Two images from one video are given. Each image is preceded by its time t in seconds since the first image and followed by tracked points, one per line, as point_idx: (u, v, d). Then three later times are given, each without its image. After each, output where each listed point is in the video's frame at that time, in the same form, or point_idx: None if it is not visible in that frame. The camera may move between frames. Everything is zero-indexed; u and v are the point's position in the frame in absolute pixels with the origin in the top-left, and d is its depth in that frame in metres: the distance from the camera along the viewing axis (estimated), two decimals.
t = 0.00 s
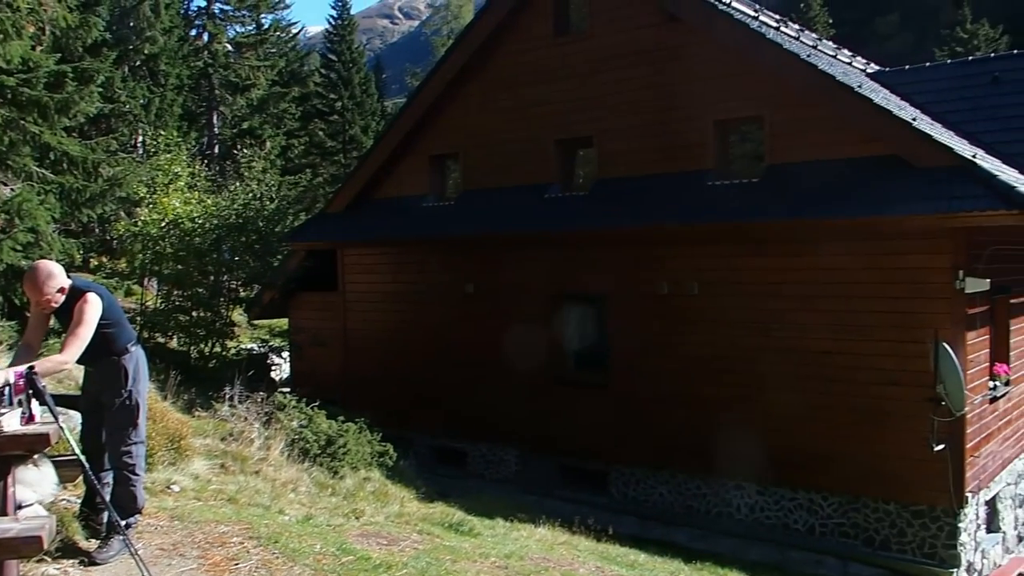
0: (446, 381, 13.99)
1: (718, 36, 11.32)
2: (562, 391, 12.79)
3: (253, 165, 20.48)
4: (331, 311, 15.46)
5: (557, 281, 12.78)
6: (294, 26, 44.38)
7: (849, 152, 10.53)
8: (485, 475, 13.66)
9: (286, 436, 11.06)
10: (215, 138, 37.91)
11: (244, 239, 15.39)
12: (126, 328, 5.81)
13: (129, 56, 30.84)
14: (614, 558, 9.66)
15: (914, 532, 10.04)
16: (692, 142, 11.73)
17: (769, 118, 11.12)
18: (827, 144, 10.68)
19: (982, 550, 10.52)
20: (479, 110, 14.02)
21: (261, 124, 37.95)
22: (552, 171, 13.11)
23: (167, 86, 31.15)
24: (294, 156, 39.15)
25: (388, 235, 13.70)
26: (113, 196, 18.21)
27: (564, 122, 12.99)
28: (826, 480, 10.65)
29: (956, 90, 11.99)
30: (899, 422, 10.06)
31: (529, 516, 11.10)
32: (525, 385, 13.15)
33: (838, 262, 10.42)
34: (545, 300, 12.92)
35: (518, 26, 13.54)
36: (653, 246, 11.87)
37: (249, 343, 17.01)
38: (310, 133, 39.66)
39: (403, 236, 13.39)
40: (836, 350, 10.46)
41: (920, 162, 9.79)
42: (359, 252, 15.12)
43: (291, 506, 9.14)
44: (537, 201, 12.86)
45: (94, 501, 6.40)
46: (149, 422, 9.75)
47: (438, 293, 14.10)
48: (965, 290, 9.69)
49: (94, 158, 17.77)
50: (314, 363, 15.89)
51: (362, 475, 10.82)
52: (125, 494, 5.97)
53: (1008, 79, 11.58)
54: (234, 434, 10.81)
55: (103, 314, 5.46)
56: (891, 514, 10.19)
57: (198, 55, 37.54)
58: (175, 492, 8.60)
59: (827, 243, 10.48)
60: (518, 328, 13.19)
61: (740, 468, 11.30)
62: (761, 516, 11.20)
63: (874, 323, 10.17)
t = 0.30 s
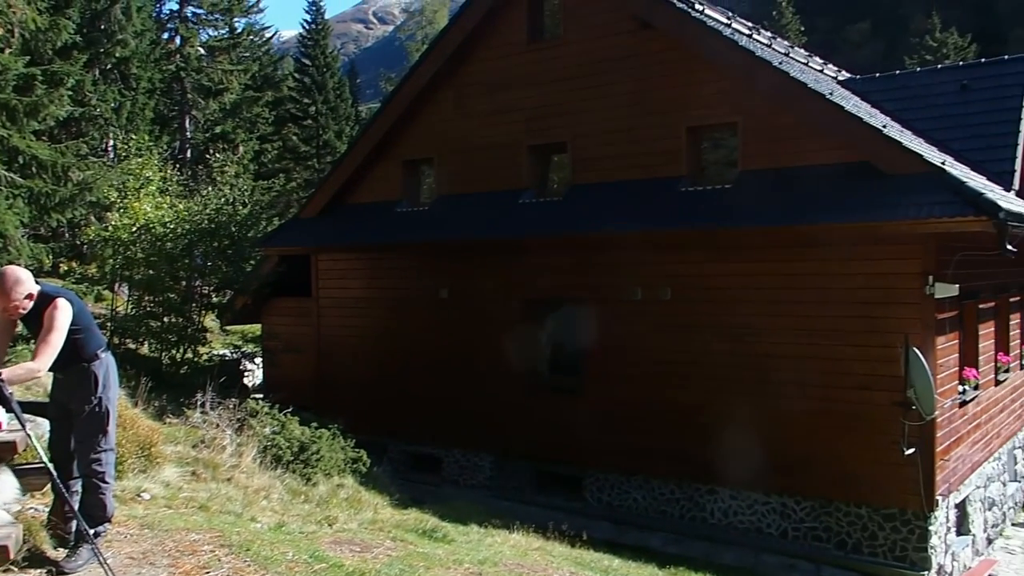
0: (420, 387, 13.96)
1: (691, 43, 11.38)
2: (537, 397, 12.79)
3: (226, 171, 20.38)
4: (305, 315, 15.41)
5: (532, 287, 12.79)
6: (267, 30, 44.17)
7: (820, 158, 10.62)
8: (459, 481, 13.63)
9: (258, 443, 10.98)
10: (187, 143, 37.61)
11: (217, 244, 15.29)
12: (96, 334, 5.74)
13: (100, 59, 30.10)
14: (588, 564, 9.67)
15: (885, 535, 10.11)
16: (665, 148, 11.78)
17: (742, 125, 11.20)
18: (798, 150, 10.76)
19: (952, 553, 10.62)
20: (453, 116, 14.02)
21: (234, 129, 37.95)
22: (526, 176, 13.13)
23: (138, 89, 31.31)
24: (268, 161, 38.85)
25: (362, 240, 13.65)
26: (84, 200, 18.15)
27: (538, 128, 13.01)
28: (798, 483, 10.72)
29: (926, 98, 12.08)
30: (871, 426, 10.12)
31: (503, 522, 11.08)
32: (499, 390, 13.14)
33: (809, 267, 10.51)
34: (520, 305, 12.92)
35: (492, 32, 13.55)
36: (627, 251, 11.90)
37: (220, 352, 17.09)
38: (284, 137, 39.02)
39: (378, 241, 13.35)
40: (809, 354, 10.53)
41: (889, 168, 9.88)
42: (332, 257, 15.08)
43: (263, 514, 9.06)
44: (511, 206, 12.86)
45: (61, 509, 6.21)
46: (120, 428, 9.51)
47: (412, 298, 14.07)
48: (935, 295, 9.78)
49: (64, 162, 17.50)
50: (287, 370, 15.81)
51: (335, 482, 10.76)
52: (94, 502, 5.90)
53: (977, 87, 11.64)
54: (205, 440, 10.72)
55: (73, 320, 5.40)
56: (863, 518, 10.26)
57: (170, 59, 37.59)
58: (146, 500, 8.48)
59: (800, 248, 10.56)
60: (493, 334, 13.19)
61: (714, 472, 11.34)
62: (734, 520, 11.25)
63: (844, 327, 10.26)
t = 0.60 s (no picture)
0: (400, 393, 13.93)
1: (670, 50, 11.44)
2: (517, 403, 12.79)
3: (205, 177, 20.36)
4: (284, 321, 15.35)
5: (512, 293, 12.80)
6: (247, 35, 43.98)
7: (798, 164, 10.70)
8: (440, 487, 13.60)
9: (237, 450, 10.91)
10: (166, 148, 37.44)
11: (196, 249, 15.13)
12: (72, 341, 5.67)
13: (77, 64, 29.81)
14: (569, 569, 9.66)
15: (864, 539, 10.18)
16: (644, 154, 11.83)
17: (720, 131, 11.27)
18: (777, 156, 10.84)
19: (930, 555, 10.71)
20: (434, 121, 14.02)
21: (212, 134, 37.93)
22: (506, 182, 13.14)
23: (115, 94, 31.64)
24: (247, 167, 38.84)
25: (341, 246, 13.62)
26: (60, 206, 18.67)
27: (519, 134, 13.03)
28: (777, 487, 10.78)
29: (903, 104, 12.17)
30: (850, 430, 10.19)
31: (484, 528, 11.06)
32: (480, 396, 13.13)
33: (788, 272, 10.57)
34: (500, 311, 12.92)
35: (473, 37, 13.56)
36: (607, 256, 11.93)
37: (199, 357, 17.04)
38: (262, 143, 39.19)
39: (357, 247, 13.33)
40: (788, 359, 10.59)
41: (866, 174, 9.97)
42: (311, 262, 15.04)
43: (241, 521, 8.99)
44: (491, 212, 12.87)
45: (37, 518, 6.02)
46: (96, 436, 9.38)
47: (392, 305, 14.05)
48: (912, 300, 9.87)
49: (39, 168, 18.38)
50: (267, 376, 15.73)
51: (314, 488, 10.71)
52: (70, 510, 5.80)
53: (953, 94, 11.74)
54: (183, 447, 10.64)
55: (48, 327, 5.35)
56: (842, 522, 10.33)
57: (148, 64, 36.80)
58: (122, 508, 8.41)
59: (779, 253, 10.62)
60: (473, 339, 13.19)
61: (694, 477, 11.38)
62: (714, 524, 11.28)
63: (823, 333, 10.33)
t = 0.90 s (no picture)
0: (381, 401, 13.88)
1: (649, 57, 11.49)
2: (499, 410, 12.76)
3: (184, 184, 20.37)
4: (264, 329, 15.28)
5: (493, 300, 12.78)
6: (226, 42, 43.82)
7: (777, 170, 10.75)
8: (422, 495, 13.55)
9: (217, 459, 10.83)
10: (145, 156, 37.13)
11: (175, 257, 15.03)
12: (48, 350, 5.54)
13: (55, 71, 29.50)
14: None
15: (845, 543, 10.20)
16: (624, 162, 11.86)
17: (699, 139, 11.31)
18: (756, 163, 10.89)
19: (912, 559, 10.75)
20: (414, 129, 14.01)
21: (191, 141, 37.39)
22: (486, 190, 13.13)
23: (93, 101, 31.57)
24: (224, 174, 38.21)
25: (322, 253, 13.57)
26: (37, 213, 19.89)
27: (499, 141, 13.03)
28: (759, 493, 10.81)
29: (880, 111, 12.27)
30: (830, 435, 10.23)
31: (466, 537, 11.02)
32: (461, 404, 13.10)
33: (769, 279, 10.61)
34: (482, 319, 12.91)
35: (452, 44, 13.57)
36: (589, 264, 11.94)
37: (179, 367, 16.95)
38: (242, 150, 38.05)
39: (338, 255, 13.28)
40: (769, 366, 10.63)
41: (844, 181, 10.03)
42: (291, 270, 14.99)
43: (221, 532, 8.89)
44: (472, 220, 12.86)
45: (14, 530, 5.91)
46: (74, 446, 9.28)
47: (373, 312, 14.01)
48: (891, 305, 9.93)
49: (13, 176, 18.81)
50: (248, 385, 15.65)
51: (296, 498, 10.64)
52: (48, 521, 5.77)
53: (929, 101, 11.84)
54: (163, 458, 10.55)
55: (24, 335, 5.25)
56: (824, 527, 10.35)
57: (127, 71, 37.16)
58: (101, 519, 8.31)
59: (760, 261, 10.67)
60: (454, 347, 13.16)
61: (676, 483, 11.39)
62: (697, 531, 11.28)
63: (803, 338, 10.37)
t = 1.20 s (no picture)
0: (374, 412, 13.85)
1: (639, 67, 11.53)
2: (492, 420, 12.75)
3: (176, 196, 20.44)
4: (256, 340, 15.27)
5: (486, 310, 12.79)
6: (217, 53, 43.85)
7: (767, 178, 10.80)
8: (415, 506, 13.52)
9: (210, 471, 10.79)
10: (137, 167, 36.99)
11: (166, 268, 14.96)
12: (38, 363, 5.53)
13: (45, 82, 29.41)
14: None
15: (840, 550, 10.19)
16: (616, 171, 11.89)
17: (690, 148, 11.35)
18: (747, 171, 10.92)
19: (906, 566, 10.76)
20: (405, 139, 14.03)
21: (183, 152, 37.15)
22: (478, 199, 13.15)
23: (84, 113, 31.63)
24: (218, 184, 38.62)
25: (314, 263, 13.56)
26: (28, 225, 20.10)
27: (490, 151, 13.06)
28: (754, 500, 10.80)
29: (870, 119, 12.32)
30: (824, 442, 10.23)
31: (460, 547, 10.99)
32: (454, 414, 13.08)
33: (761, 287, 10.62)
34: (474, 328, 12.91)
35: (444, 54, 13.59)
36: (581, 273, 11.95)
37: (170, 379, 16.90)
38: (235, 161, 38.61)
39: (330, 265, 13.27)
40: (761, 373, 10.64)
41: (835, 189, 10.07)
42: (282, 281, 14.98)
43: (215, 544, 8.82)
44: (464, 229, 12.86)
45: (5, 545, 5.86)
46: (65, 458, 9.21)
47: (365, 322, 14.00)
48: (883, 312, 9.98)
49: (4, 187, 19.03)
50: (240, 395, 15.62)
51: (289, 510, 10.60)
52: (39, 535, 5.70)
53: (919, 108, 11.91)
54: (155, 470, 10.51)
55: (15, 346, 5.24)
56: (818, 534, 10.34)
57: (117, 82, 36.72)
58: (93, 533, 8.26)
59: (751, 268, 10.68)
60: (447, 357, 13.15)
61: (670, 492, 11.38)
62: (692, 539, 11.26)
63: (795, 346, 10.38)
